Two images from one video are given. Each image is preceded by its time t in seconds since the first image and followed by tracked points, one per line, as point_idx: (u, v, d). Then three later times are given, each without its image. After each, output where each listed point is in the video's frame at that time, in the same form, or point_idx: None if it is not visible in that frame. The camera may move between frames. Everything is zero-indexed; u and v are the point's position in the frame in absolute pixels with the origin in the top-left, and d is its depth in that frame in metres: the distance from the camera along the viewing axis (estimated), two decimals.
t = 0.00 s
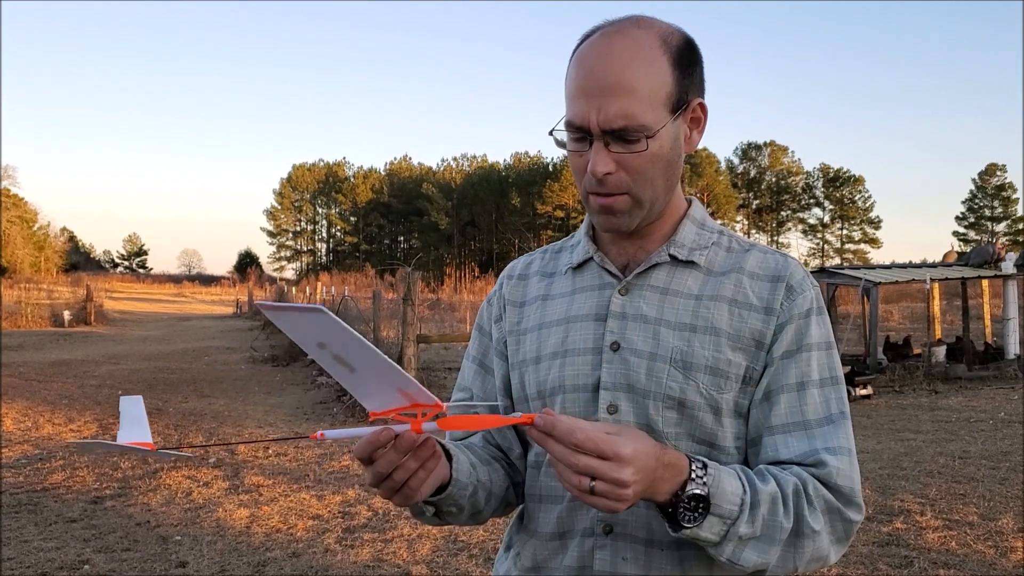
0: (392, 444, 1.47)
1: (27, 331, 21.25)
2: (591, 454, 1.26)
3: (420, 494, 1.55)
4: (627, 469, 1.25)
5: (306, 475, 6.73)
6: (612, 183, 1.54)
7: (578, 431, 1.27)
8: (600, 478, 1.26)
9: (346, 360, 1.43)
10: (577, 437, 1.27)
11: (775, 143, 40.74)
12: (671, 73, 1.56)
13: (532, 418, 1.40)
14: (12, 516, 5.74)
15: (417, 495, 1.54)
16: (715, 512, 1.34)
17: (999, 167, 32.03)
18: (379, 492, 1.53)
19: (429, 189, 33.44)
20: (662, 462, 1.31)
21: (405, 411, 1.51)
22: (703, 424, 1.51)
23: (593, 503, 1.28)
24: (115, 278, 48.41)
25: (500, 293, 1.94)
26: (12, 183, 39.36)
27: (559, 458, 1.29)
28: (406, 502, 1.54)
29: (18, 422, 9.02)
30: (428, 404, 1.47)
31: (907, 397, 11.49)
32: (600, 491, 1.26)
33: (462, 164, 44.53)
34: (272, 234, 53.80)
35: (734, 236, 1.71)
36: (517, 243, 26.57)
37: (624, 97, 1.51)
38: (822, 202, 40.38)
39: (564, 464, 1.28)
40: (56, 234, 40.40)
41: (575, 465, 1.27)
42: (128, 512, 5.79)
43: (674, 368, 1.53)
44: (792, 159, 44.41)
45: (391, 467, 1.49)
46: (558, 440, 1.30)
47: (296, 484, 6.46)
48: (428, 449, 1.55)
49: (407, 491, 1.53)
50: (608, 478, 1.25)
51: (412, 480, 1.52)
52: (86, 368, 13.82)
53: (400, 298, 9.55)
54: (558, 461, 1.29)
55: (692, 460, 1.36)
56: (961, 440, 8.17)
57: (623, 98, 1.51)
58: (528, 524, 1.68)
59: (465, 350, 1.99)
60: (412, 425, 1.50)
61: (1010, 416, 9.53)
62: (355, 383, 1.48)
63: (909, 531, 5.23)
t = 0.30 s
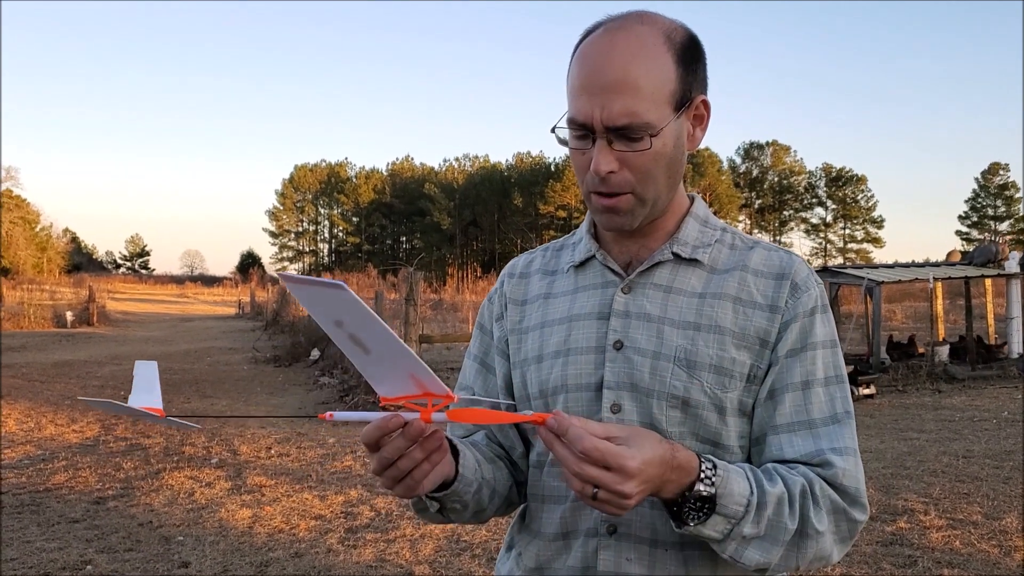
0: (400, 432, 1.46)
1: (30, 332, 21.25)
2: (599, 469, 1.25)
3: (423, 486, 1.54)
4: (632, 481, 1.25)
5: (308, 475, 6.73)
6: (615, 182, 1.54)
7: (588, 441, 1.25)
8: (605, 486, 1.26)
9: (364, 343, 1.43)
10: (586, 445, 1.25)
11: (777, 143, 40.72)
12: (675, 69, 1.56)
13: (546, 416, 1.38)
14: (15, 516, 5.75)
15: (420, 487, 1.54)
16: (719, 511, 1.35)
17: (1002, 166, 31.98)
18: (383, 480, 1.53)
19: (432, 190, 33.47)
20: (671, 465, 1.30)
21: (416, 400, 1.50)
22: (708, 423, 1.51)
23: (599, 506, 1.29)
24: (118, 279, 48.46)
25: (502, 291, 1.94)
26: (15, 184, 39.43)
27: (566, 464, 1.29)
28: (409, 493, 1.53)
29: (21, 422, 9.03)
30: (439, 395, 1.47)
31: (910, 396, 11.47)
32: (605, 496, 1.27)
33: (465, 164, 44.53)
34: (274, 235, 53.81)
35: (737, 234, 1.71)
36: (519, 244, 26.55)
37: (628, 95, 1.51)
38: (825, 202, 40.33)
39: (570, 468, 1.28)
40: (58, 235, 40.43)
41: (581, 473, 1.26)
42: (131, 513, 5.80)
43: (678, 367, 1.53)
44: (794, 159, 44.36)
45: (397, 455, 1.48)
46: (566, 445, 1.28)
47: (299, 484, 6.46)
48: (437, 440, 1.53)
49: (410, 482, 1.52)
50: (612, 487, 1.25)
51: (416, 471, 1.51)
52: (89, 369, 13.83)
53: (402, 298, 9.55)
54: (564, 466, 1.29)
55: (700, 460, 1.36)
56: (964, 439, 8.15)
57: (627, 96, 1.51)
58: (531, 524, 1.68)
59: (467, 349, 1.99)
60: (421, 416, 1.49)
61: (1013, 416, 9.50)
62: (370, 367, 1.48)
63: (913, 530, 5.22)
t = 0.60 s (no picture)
0: (403, 434, 1.45)
1: (32, 334, 21.27)
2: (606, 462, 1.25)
3: (425, 488, 1.53)
4: (640, 473, 1.25)
5: (310, 477, 6.74)
6: (619, 179, 1.54)
7: (597, 435, 1.26)
8: (612, 482, 1.26)
9: (362, 349, 1.42)
10: (594, 440, 1.26)
11: (779, 143, 40.73)
12: (679, 68, 1.57)
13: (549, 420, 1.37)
14: (17, 518, 5.75)
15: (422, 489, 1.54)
16: (720, 510, 1.35)
17: (1003, 166, 32.00)
18: (384, 482, 1.52)
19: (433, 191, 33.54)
20: (672, 462, 1.31)
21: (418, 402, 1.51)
22: (709, 423, 1.51)
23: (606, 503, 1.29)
24: (120, 282, 48.54)
25: (503, 290, 1.94)
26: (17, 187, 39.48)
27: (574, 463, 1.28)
28: (412, 495, 1.52)
29: (23, 425, 9.05)
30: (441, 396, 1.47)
31: (912, 396, 11.46)
32: (613, 493, 1.26)
33: (466, 165, 44.57)
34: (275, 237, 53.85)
35: (739, 234, 1.71)
36: (520, 245, 26.57)
37: (632, 93, 1.52)
38: (826, 203, 40.35)
39: (577, 465, 1.28)
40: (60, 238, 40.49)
41: (590, 470, 1.26)
42: (133, 515, 5.80)
43: (680, 366, 1.53)
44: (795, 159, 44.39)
45: (400, 457, 1.47)
46: (573, 442, 1.28)
47: (301, 485, 6.46)
48: (440, 442, 1.53)
49: (412, 484, 1.52)
50: (621, 482, 1.25)
51: (419, 473, 1.51)
52: (91, 372, 13.85)
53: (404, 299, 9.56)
54: (571, 464, 1.29)
55: (701, 460, 1.36)
56: (966, 439, 8.14)
57: (631, 94, 1.52)
58: (533, 524, 1.68)
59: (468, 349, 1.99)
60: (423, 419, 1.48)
61: (1016, 416, 9.49)
62: (370, 372, 1.47)
63: (915, 531, 5.21)
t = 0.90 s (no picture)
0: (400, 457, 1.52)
1: (31, 337, 21.25)
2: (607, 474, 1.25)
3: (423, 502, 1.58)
4: (641, 484, 1.25)
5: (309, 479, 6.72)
6: (644, 165, 1.53)
7: (596, 451, 1.26)
8: (613, 492, 1.25)
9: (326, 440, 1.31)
10: (594, 451, 1.26)
11: (778, 143, 40.77)
12: (685, 60, 1.62)
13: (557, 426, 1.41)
14: (16, 521, 5.74)
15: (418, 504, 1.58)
16: (722, 515, 1.35)
17: (1002, 165, 32.02)
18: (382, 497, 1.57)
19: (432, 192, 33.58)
20: (674, 469, 1.31)
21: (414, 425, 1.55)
22: (709, 426, 1.51)
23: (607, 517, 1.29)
24: (119, 284, 48.54)
25: (502, 293, 1.94)
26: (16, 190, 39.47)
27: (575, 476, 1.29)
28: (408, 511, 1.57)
29: (21, 428, 9.03)
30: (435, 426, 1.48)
31: (912, 396, 11.45)
32: (613, 504, 1.26)
33: (465, 167, 44.58)
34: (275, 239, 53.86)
35: (736, 233, 1.71)
36: (519, 247, 26.56)
37: (652, 81, 1.54)
38: (825, 203, 40.38)
39: (577, 482, 1.29)
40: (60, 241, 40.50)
41: (591, 481, 1.26)
42: (131, 518, 5.79)
43: (680, 369, 1.53)
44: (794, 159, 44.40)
45: (395, 478, 1.52)
46: (577, 452, 1.29)
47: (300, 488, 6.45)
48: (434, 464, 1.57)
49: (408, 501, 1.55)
50: (622, 492, 1.25)
51: (414, 492, 1.55)
52: (90, 374, 13.84)
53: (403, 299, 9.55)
54: (573, 475, 1.29)
55: (702, 465, 1.36)
56: (966, 439, 8.13)
57: (652, 82, 1.54)
58: (532, 529, 1.68)
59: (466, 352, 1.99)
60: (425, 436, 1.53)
61: (1016, 416, 9.47)
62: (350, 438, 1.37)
63: (914, 531, 5.20)
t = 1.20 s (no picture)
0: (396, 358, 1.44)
1: (31, 338, 21.25)
2: (630, 511, 1.24)
3: (424, 415, 1.48)
4: (654, 515, 1.25)
5: (310, 479, 6.73)
6: (620, 172, 1.53)
7: (615, 491, 1.24)
8: (627, 522, 1.25)
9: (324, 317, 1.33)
10: (612, 492, 1.24)
11: (778, 143, 40.78)
12: (666, 60, 1.59)
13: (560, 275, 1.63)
14: (17, 522, 5.75)
15: (420, 420, 1.50)
16: (735, 526, 1.36)
17: (1002, 165, 32.02)
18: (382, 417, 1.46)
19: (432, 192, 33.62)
20: (684, 491, 1.31)
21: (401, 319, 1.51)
22: (710, 422, 1.50)
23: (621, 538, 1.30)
24: (119, 285, 48.53)
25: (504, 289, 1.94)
26: (16, 191, 39.47)
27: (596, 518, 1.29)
28: (413, 424, 1.48)
29: (22, 429, 9.03)
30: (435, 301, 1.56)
31: (912, 396, 11.45)
32: (628, 532, 1.26)
33: (465, 167, 44.60)
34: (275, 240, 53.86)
35: (736, 231, 1.71)
36: (519, 247, 26.55)
37: (625, 87, 1.53)
38: (824, 203, 40.37)
39: (593, 509, 1.28)
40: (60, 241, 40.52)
41: (607, 516, 1.26)
42: (133, 518, 5.79)
43: (681, 366, 1.53)
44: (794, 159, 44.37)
45: (393, 384, 1.42)
46: (593, 489, 1.26)
47: (300, 488, 6.45)
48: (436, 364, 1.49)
49: (412, 413, 1.46)
50: (637, 523, 1.25)
51: (416, 402, 1.45)
52: (91, 375, 13.84)
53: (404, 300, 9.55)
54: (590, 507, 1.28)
55: (711, 478, 1.35)
56: (967, 439, 8.13)
57: (624, 89, 1.52)
58: (533, 524, 1.68)
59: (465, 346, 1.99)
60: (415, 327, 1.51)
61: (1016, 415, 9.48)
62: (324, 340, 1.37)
63: (915, 530, 5.20)
